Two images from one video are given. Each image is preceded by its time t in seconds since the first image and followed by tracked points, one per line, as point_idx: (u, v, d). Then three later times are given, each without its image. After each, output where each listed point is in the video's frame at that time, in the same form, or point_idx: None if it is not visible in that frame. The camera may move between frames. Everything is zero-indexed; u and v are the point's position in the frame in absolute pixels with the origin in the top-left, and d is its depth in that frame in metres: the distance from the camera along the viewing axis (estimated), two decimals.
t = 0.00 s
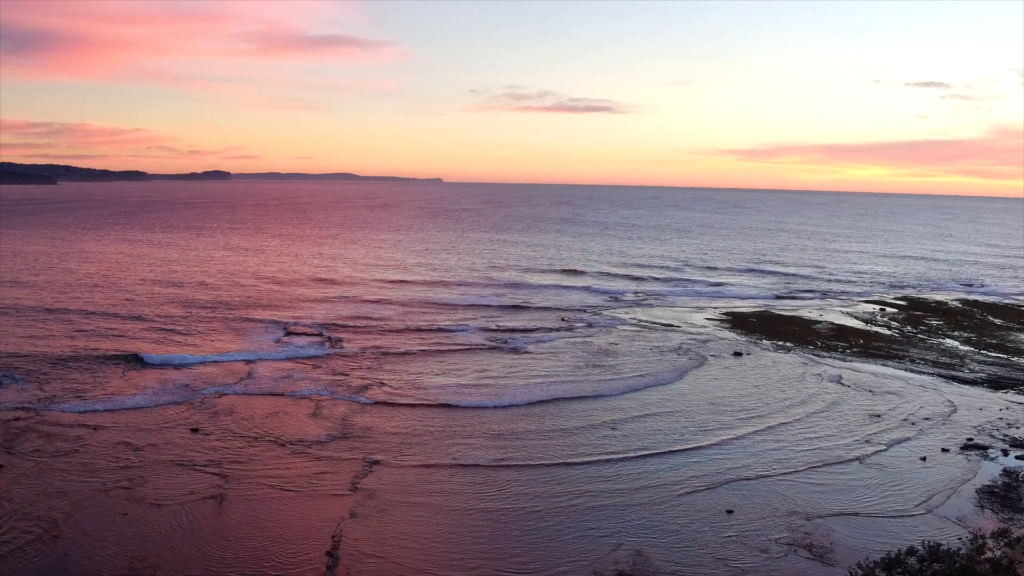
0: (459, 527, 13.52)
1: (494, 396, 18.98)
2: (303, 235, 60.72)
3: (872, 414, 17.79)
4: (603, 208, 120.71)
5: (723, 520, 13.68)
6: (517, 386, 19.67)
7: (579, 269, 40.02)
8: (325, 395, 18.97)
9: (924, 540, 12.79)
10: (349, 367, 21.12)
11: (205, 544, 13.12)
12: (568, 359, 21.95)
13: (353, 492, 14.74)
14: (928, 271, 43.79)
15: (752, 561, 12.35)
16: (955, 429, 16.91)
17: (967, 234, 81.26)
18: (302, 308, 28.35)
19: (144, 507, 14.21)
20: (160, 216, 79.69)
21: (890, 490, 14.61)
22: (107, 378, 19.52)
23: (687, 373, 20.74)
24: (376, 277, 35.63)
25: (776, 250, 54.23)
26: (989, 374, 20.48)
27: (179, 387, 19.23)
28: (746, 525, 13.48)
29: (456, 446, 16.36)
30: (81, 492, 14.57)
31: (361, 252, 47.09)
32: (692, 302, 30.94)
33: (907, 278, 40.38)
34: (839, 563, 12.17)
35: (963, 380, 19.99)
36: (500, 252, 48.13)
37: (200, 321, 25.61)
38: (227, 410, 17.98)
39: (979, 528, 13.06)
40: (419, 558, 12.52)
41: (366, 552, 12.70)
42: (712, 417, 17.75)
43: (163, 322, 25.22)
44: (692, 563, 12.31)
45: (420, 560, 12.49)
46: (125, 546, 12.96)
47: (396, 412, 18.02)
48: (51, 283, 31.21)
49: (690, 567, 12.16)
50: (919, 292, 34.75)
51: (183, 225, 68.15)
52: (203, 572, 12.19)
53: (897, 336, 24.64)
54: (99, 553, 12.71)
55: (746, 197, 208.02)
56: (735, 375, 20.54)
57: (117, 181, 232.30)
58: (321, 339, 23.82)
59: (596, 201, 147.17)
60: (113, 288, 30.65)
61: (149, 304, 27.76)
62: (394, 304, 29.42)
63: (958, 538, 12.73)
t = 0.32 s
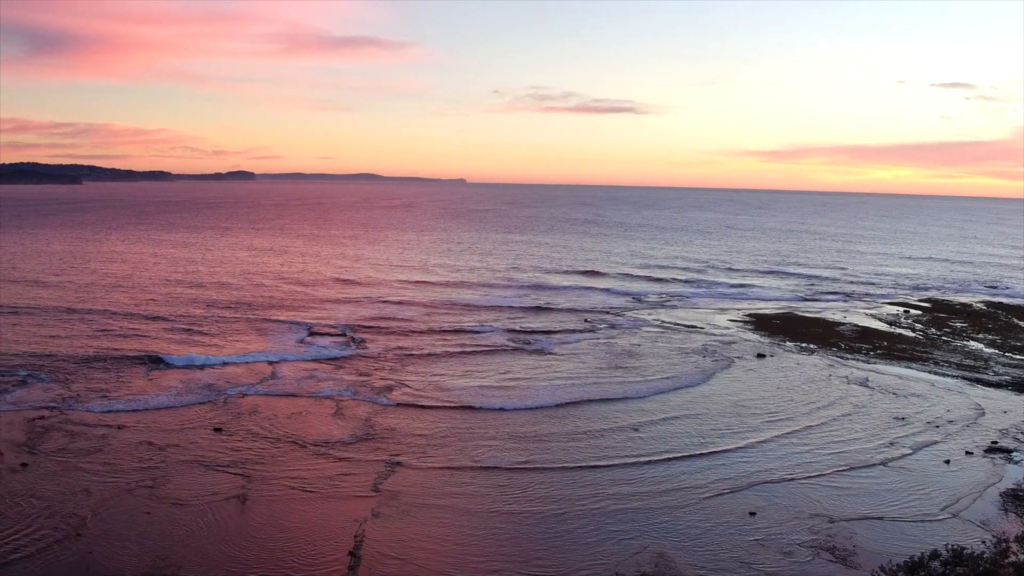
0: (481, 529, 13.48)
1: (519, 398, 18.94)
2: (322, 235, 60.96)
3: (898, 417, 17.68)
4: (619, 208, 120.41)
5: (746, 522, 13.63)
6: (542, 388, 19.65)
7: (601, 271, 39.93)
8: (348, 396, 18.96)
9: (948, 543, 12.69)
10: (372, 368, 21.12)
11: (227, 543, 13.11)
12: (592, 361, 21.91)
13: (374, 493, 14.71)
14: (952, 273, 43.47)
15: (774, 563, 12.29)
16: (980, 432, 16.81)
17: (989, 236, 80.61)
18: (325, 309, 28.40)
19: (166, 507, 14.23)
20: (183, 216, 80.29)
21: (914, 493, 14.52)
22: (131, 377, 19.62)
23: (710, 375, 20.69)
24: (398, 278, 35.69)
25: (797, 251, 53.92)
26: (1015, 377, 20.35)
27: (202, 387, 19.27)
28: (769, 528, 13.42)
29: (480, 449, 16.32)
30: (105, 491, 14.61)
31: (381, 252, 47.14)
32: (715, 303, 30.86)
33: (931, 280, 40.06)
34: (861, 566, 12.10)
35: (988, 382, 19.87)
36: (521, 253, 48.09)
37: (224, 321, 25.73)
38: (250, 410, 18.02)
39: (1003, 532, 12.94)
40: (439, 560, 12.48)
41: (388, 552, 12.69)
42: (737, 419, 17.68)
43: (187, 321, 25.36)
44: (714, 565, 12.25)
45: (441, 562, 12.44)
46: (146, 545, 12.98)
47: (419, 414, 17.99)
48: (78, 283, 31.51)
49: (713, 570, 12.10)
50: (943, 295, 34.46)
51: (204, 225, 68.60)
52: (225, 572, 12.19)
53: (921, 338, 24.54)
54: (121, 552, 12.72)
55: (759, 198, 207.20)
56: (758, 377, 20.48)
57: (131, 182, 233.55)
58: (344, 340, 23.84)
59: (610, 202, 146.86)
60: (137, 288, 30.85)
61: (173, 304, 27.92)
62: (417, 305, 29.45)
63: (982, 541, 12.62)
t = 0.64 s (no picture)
0: (503, 531, 13.46)
1: (543, 401, 18.90)
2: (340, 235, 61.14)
3: (923, 421, 17.56)
4: (636, 210, 119.93)
5: (769, 525, 13.59)
6: (566, 390, 19.61)
7: (622, 272, 39.86)
8: (372, 397, 18.96)
9: (972, 548, 12.60)
10: (396, 369, 21.12)
11: (249, 544, 13.12)
12: (616, 363, 21.86)
13: (396, 494, 14.70)
14: (977, 276, 43.10)
15: (798, 567, 12.23)
16: (1005, 435, 16.70)
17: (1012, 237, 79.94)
18: (348, 309, 28.45)
19: (188, 507, 14.25)
20: (204, 216, 80.73)
21: (937, 496, 14.43)
22: (154, 377, 19.72)
23: (733, 377, 20.63)
24: (419, 279, 35.71)
25: (819, 254, 53.56)
26: None
27: (225, 387, 19.32)
28: (791, 531, 13.38)
29: (503, 451, 16.28)
30: (128, 490, 14.66)
31: (401, 253, 47.14)
32: (737, 305, 30.76)
33: (956, 283, 39.71)
34: (884, 570, 12.05)
35: (1013, 386, 19.73)
36: (541, 254, 47.99)
37: (248, 321, 25.83)
38: (273, 410, 18.06)
39: None
40: (461, 563, 12.45)
41: (409, 554, 12.68)
42: (762, 422, 17.60)
43: (211, 322, 25.47)
44: (737, 568, 12.21)
45: (462, 564, 12.41)
46: (169, 544, 13.02)
47: (442, 416, 17.96)
48: (103, 283, 31.74)
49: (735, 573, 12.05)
50: (968, 298, 34.20)
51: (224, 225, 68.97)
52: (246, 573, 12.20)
53: (945, 341, 24.44)
54: (144, 551, 12.74)
55: (770, 200, 206.26)
56: (782, 379, 20.42)
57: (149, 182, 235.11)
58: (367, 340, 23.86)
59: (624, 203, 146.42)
60: (161, 288, 31.04)
61: (197, 304, 28.06)
62: (440, 306, 29.48)
63: (1006, 546, 12.52)
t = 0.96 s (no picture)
0: (525, 533, 13.44)
1: (568, 404, 18.85)
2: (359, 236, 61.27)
3: (948, 424, 17.47)
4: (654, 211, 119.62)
5: (792, 528, 13.54)
6: (591, 393, 19.57)
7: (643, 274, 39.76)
8: (395, 399, 18.96)
9: (996, 553, 12.51)
10: (419, 370, 21.13)
11: (271, 544, 13.15)
12: (641, 365, 21.82)
13: (419, 496, 14.70)
14: (1002, 278, 42.63)
15: (821, 570, 12.19)
16: None
17: None
18: (371, 310, 28.50)
19: (211, 506, 14.29)
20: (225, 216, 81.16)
21: (962, 500, 14.35)
22: (178, 376, 19.84)
23: (756, 379, 20.59)
24: (440, 280, 35.71)
25: (840, 255, 53.21)
26: None
27: (247, 388, 19.38)
28: (814, 534, 13.34)
29: (527, 454, 16.24)
30: (152, 489, 14.73)
31: (420, 254, 47.14)
32: (761, 307, 30.65)
33: (982, 285, 39.35)
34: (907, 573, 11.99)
35: None
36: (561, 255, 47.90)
37: (270, 322, 25.92)
38: (297, 410, 18.10)
39: None
40: (483, 565, 12.42)
41: (432, 556, 12.67)
42: (786, 425, 17.52)
43: (234, 322, 25.61)
44: (760, 571, 12.16)
45: (485, 567, 12.38)
46: (192, 543, 13.07)
47: (465, 418, 17.93)
48: (127, 283, 31.99)
49: None
50: (993, 300, 33.88)
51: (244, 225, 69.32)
52: (269, 572, 12.22)
53: (970, 344, 24.31)
54: (168, 550, 12.79)
55: (783, 201, 205.29)
56: (806, 382, 20.37)
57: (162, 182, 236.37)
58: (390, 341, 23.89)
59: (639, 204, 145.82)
60: (184, 288, 31.20)
61: (221, 304, 28.20)
62: (462, 307, 29.49)
63: None
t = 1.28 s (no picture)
0: (548, 535, 13.43)
1: (593, 406, 18.81)
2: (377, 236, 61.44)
3: (973, 427, 17.40)
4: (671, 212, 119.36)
5: (815, 531, 13.51)
6: (616, 395, 19.54)
7: (664, 275, 39.66)
8: (418, 400, 18.96)
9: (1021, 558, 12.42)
10: (442, 371, 21.13)
11: (294, 544, 13.17)
12: (666, 367, 21.82)
13: (442, 497, 14.71)
14: None
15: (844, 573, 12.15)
16: None
17: None
18: (395, 310, 28.57)
19: (235, 506, 14.33)
20: (245, 216, 81.59)
21: (987, 503, 14.26)
22: (202, 376, 19.95)
23: (780, 381, 20.55)
24: (461, 281, 35.73)
25: (861, 257, 52.84)
26: None
27: (270, 388, 19.45)
28: (838, 537, 13.30)
29: (551, 457, 16.20)
30: (175, 488, 14.80)
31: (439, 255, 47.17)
32: (785, 309, 30.58)
33: (1008, 288, 38.98)
34: None
35: None
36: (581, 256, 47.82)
37: (293, 322, 26.02)
38: (322, 411, 18.16)
39: None
40: (506, 567, 12.40)
41: (455, 557, 12.67)
42: (812, 429, 17.42)
43: (257, 321, 25.74)
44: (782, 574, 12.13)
45: (507, 569, 12.36)
46: (215, 542, 13.13)
47: (488, 420, 17.90)
48: (151, 282, 32.24)
49: None
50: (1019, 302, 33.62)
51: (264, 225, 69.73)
52: (292, 572, 12.26)
53: (996, 346, 24.20)
54: (192, 549, 12.85)
55: (795, 202, 204.30)
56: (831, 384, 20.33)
57: (175, 182, 238.01)
58: (413, 342, 23.91)
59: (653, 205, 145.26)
60: (208, 288, 31.41)
61: (244, 305, 28.35)
62: (485, 308, 29.54)
63: None
